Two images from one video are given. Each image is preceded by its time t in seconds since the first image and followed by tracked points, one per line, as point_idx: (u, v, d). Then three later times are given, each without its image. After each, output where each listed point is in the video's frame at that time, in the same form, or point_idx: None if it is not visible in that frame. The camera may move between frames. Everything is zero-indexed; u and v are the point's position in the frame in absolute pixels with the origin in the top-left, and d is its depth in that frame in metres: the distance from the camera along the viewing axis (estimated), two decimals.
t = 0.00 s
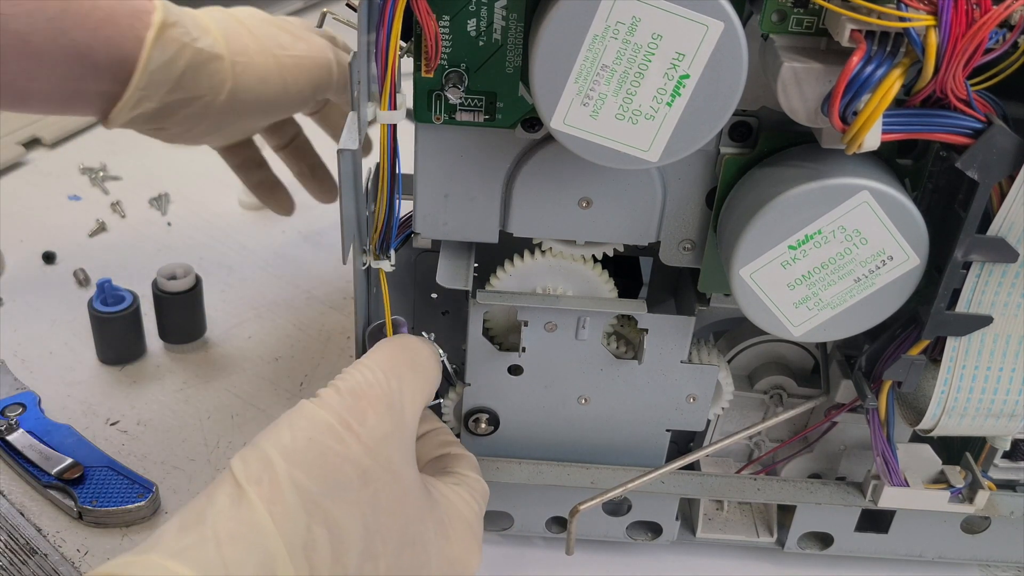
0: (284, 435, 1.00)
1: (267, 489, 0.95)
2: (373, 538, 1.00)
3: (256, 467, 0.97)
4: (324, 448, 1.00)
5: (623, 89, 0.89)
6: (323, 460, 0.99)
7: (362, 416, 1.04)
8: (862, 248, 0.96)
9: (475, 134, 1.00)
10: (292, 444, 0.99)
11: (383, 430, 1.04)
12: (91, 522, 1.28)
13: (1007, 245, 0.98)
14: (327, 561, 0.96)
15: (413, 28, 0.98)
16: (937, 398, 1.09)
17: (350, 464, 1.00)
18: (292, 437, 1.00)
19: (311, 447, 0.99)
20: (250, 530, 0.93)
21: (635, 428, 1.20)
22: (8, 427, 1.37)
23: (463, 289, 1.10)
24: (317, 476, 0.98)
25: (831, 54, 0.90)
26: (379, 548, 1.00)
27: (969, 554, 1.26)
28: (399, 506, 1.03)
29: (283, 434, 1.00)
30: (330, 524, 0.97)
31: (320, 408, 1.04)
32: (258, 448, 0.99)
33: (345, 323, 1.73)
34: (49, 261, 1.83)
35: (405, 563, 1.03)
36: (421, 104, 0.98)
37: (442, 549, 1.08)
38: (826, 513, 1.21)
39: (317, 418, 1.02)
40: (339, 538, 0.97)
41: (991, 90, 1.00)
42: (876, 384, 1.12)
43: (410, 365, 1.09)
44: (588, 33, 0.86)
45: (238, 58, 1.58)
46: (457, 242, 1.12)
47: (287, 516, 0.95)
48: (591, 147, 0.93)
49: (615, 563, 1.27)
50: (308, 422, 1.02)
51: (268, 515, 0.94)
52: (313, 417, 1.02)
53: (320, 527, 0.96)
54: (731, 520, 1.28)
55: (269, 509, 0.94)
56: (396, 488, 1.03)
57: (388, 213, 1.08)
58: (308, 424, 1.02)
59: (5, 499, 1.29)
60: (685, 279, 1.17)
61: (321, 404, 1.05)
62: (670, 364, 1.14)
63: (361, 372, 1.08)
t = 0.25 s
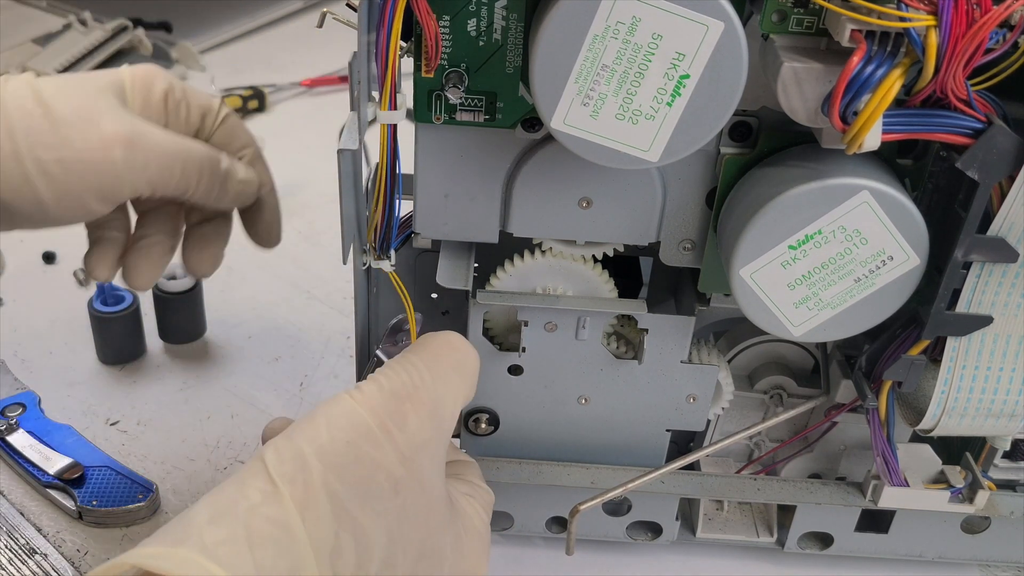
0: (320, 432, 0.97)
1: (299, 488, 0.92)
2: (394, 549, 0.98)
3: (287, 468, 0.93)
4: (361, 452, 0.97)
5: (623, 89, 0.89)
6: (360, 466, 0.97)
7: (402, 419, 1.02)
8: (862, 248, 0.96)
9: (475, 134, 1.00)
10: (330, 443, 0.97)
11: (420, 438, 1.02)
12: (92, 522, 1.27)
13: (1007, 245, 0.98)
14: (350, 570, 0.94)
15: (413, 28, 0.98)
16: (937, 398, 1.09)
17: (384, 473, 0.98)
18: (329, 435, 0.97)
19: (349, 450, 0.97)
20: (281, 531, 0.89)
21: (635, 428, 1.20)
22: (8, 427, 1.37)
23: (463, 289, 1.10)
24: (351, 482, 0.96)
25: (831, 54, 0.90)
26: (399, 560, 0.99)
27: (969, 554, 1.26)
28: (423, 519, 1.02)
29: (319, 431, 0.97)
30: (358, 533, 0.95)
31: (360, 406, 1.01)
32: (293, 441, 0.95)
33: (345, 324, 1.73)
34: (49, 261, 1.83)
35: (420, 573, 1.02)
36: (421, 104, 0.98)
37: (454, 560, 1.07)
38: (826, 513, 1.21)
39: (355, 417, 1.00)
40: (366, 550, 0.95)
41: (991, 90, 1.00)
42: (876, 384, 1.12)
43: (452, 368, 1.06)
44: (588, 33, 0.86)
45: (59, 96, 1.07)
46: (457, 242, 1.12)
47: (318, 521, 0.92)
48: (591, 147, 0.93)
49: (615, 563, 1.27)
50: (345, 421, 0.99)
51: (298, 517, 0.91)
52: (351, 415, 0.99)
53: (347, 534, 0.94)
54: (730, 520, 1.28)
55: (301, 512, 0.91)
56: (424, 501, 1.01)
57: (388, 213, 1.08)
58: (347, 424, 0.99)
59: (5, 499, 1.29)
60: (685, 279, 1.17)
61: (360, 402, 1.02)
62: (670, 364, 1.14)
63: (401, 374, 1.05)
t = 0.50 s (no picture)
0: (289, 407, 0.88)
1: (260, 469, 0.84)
2: (359, 537, 0.92)
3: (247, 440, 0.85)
4: (331, 431, 0.89)
5: (623, 89, 0.89)
6: (326, 445, 0.88)
7: (377, 398, 0.94)
8: (862, 248, 0.96)
9: (475, 134, 1.00)
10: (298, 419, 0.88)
11: (392, 417, 0.94)
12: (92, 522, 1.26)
13: (1007, 245, 0.98)
14: (309, 556, 0.88)
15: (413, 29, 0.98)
16: (937, 398, 1.09)
17: (354, 455, 0.90)
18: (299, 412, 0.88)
19: (317, 429, 0.88)
20: (238, 511, 0.81)
21: (635, 428, 1.20)
22: (8, 427, 1.37)
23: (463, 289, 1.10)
24: (319, 462, 0.88)
25: (831, 54, 0.90)
26: (362, 547, 0.92)
27: (969, 554, 1.26)
28: (393, 506, 0.95)
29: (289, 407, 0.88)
30: (320, 515, 0.88)
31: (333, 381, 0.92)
32: (259, 417, 0.86)
33: (345, 324, 1.73)
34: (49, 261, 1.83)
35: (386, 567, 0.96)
36: (421, 104, 0.98)
37: (426, 553, 1.00)
38: (826, 513, 1.21)
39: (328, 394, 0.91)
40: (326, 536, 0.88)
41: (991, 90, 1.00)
42: (876, 384, 1.12)
43: (434, 346, 1.01)
44: (588, 33, 0.86)
45: (70, 262, 0.96)
46: (457, 242, 1.12)
47: (278, 504, 0.84)
48: (591, 147, 0.93)
49: (615, 563, 1.27)
50: (317, 396, 0.90)
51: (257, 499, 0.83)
52: (323, 390, 0.91)
53: (309, 518, 0.87)
54: (730, 520, 1.28)
55: (261, 491, 0.83)
56: (395, 489, 0.94)
57: (388, 213, 1.08)
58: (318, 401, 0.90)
59: (5, 499, 1.28)
60: (686, 279, 1.17)
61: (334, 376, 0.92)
62: (670, 364, 1.14)
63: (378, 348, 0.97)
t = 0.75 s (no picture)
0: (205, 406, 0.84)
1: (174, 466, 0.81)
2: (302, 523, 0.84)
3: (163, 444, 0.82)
4: (249, 418, 0.84)
5: (623, 89, 0.89)
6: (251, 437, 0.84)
7: (301, 381, 0.88)
8: (862, 248, 0.96)
9: (475, 134, 1.00)
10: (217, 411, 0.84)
11: (324, 400, 0.88)
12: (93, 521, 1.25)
13: (1007, 245, 0.98)
14: (242, 552, 0.81)
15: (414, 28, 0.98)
16: (937, 398, 1.09)
17: (279, 438, 0.85)
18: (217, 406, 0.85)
19: (235, 419, 0.84)
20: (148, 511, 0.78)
21: (635, 428, 1.20)
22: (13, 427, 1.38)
23: (463, 289, 1.10)
24: (237, 451, 0.82)
25: (831, 54, 0.90)
26: (310, 536, 0.85)
27: (969, 554, 1.26)
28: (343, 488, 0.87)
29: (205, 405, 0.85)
30: (246, 505, 0.82)
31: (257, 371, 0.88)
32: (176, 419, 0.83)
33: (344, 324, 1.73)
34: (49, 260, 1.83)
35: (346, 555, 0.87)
36: (421, 104, 0.98)
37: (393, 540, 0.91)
38: (826, 514, 1.21)
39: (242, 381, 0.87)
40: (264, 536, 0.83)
41: (992, 90, 1.01)
42: (876, 384, 1.12)
43: (369, 332, 0.95)
44: (588, 33, 0.86)
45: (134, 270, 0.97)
46: (457, 242, 1.12)
47: (193, 498, 0.80)
48: (591, 147, 0.93)
49: (615, 563, 1.27)
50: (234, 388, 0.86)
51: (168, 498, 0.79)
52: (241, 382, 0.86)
53: (232, 506, 0.81)
54: (731, 520, 1.28)
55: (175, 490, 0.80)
56: (337, 470, 0.87)
57: (388, 213, 1.08)
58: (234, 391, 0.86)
59: (5, 499, 1.26)
60: (685, 279, 1.17)
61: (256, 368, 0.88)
62: (670, 364, 1.14)
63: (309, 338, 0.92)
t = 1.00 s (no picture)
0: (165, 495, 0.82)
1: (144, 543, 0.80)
2: None
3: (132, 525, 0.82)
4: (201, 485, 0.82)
5: (623, 89, 0.89)
6: (207, 495, 0.81)
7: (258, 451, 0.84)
8: (862, 248, 0.96)
9: (475, 134, 1.00)
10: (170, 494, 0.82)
11: (290, 454, 0.85)
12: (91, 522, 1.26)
13: (1007, 245, 0.98)
14: None
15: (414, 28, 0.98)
16: (937, 398, 1.09)
17: (234, 503, 0.81)
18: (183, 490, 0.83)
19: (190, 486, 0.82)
20: None
21: (635, 428, 1.20)
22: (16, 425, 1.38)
23: (463, 289, 1.10)
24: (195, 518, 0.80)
25: (831, 54, 0.90)
26: None
27: (969, 554, 1.26)
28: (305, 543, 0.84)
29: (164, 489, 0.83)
30: None
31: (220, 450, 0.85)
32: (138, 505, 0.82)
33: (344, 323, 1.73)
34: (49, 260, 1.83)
35: None
36: (421, 104, 0.98)
37: None
38: (826, 514, 1.21)
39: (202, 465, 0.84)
40: None
41: (992, 89, 1.01)
42: (876, 384, 1.12)
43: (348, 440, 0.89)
44: (588, 33, 0.86)
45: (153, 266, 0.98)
46: (457, 243, 1.12)
47: None
48: (591, 147, 0.93)
49: (615, 563, 1.27)
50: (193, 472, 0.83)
51: None
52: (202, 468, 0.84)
53: None
54: (731, 520, 1.28)
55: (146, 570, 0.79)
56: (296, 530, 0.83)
57: (388, 213, 1.08)
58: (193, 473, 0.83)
59: (6, 499, 1.29)
60: (685, 279, 1.17)
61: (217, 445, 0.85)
62: (670, 364, 1.14)
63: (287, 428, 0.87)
